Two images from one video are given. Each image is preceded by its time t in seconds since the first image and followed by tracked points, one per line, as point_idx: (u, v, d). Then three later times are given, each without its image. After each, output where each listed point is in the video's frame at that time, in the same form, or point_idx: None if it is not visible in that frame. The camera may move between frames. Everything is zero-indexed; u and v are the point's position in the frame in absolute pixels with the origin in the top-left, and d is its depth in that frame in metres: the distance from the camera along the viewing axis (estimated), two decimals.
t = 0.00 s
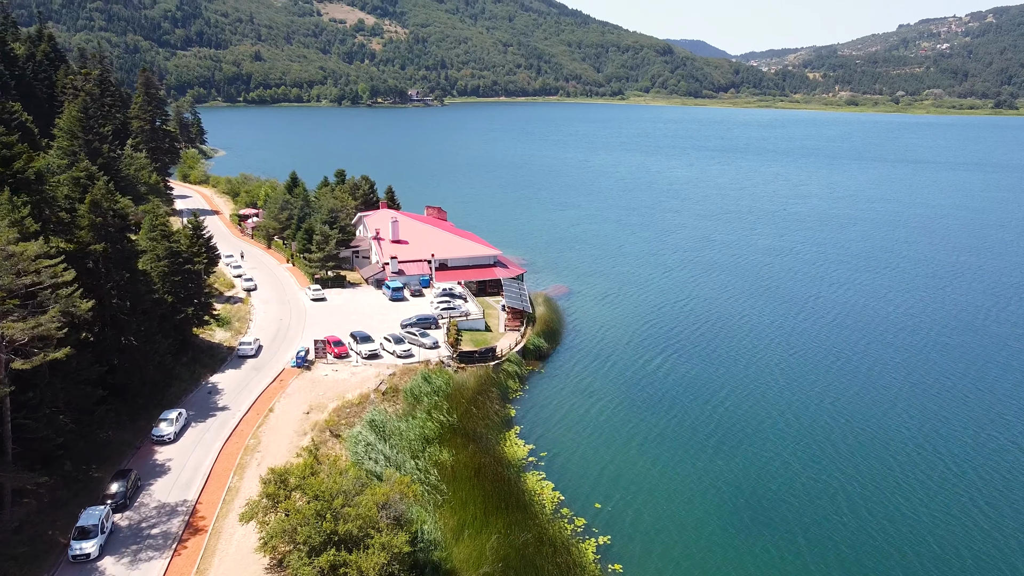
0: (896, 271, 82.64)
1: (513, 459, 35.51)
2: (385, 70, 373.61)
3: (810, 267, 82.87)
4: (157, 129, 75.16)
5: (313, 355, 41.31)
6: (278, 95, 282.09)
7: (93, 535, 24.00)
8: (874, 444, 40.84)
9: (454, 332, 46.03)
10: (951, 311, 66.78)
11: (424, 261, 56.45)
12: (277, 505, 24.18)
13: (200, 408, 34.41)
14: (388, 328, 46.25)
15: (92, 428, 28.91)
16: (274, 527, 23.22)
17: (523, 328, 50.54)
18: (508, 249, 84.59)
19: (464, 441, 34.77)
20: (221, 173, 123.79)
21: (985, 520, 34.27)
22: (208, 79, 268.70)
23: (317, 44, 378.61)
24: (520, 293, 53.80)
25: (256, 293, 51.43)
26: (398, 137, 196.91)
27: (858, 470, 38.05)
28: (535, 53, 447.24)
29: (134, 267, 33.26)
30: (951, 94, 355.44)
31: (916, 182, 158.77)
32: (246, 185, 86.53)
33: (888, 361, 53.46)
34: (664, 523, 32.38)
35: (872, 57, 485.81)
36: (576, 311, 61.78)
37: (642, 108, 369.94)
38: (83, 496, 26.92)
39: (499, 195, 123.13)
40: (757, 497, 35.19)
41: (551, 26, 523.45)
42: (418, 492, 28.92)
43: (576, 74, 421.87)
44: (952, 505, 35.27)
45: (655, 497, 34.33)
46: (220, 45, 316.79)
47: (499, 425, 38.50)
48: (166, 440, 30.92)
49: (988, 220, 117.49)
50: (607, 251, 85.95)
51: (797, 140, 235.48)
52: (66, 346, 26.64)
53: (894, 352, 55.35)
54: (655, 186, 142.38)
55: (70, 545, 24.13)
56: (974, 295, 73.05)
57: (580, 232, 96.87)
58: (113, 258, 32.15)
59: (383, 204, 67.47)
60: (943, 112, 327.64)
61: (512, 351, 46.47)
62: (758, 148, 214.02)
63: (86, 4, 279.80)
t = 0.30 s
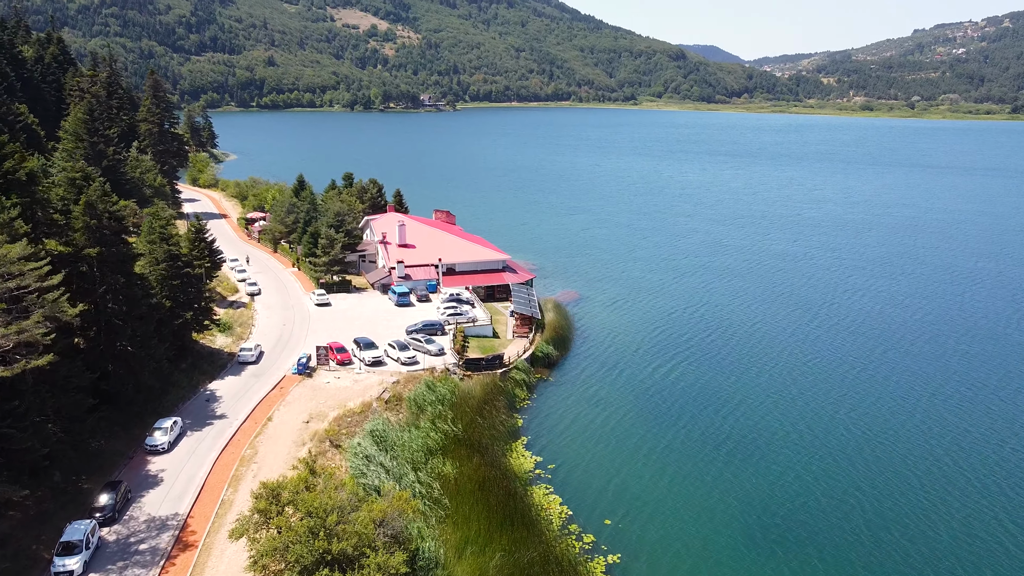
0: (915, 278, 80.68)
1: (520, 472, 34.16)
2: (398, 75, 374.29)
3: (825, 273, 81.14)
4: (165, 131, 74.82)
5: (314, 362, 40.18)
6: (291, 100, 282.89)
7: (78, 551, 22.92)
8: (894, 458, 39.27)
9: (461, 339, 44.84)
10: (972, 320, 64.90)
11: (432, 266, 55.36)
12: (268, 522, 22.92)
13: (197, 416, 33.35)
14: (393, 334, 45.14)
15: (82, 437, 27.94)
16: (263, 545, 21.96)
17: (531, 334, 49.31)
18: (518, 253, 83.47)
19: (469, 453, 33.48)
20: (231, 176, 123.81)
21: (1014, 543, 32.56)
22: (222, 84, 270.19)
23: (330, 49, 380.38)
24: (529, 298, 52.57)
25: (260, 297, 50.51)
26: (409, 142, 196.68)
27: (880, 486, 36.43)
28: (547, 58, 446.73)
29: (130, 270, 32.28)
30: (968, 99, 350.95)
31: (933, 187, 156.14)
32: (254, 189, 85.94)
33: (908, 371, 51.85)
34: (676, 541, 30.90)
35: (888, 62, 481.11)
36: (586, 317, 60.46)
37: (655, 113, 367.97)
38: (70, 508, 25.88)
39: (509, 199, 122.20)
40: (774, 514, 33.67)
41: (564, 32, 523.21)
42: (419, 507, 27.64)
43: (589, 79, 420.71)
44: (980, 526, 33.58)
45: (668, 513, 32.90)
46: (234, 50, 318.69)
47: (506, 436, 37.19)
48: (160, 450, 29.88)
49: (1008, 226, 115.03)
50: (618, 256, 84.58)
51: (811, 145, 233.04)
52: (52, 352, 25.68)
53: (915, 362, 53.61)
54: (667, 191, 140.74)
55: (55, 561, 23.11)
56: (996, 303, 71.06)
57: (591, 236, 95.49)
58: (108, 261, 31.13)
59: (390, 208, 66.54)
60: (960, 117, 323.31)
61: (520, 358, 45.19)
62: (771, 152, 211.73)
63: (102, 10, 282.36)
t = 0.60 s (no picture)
0: (934, 284, 78.72)
1: (526, 486, 32.82)
2: (411, 80, 374.78)
3: (842, 279, 79.40)
4: (174, 133, 74.47)
5: (316, 369, 39.10)
6: (304, 105, 283.49)
7: (60, 568, 21.85)
8: (917, 474, 37.71)
9: (467, 346, 43.59)
10: (994, 328, 63.04)
11: (438, 270, 54.20)
12: (256, 541, 21.71)
13: (193, 424, 32.28)
14: (397, 340, 43.99)
15: (71, 448, 26.92)
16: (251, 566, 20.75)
17: (540, 341, 48.01)
18: (527, 258, 82.28)
19: (473, 465, 32.22)
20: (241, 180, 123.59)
21: None
22: (235, 89, 271.46)
23: (343, 55, 381.94)
24: (538, 304, 51.30)
25: (263, 302, 49.55)
26: (420, 146, 196.25)
27: (902, 504, 34.83)
28: (559, 63, 445.93)
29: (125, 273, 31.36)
30: (984, 104, 346.45)
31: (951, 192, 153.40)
32: (262, 192, 85.36)
33: (929, 381, 50.17)
34: (688, 561, 29.48)
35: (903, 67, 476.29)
36: (596, 323, 59.11)
37: (667, 117, 365.85)
38: (57, 522, 24.89)
39: (520, 203, 121.11)
40: (791, 533, 32.18)
41: (576, 37, 522.66)
42: (418, 524, 26.39)
43: (601, 84, 419.39)
44: (1009, 549, 31.95)
45: (679, 530, 31.47)
46: (248, 55, 320.55)
47: (512, 447, 35.87)
48: (153, 460, 28.86)
49: None
50: (629, 261, 83.15)
51: (825, 150, 230.37)
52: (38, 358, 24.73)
53: (936, 372, 51.91)
54: (679, 196, 139.07)
55: None
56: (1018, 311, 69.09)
57: (602, 241, 94.07)
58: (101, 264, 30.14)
59: (398, 212, 65.56)
60: (977, 122, 318.89)
61: (528, 366, 43.89)
62: (785, 157, 209.41)
63: (118, 16, 284.88)
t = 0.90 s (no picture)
0: (953, 291, 76.76)
1: (531, 500, 31.51)
2: (423, 85, 375.27)
3: (858, 285, 77.56)
4: (182, 135, 74.09)
5: (317, 376, 37.99)
6: (316, 110, 284.05)
7: None
8: (939, 491, 36.12)
9: (473, 354, 42.31)
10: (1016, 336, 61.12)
11: (445, 275, 53.04)
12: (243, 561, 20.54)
13: (188, 434, 31.21)
14: (402, 347, 42.81)
15: (59, 458, 25.91)
16: None
17: (549, 348, 46.68)
18: (537, 262, 81.06)
19: (477, 478, 30.95)
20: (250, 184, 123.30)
21: None
22: (248, 94, 272.72)
23: (355, 60, 383.28)
24: (547, 310, 50.03)
25: (266, 306, 48.58)
26: (431, 151, 195.84)
27: (923, 523, 33.27)
28: (571, 68, 445.28)
29: (118, 277, 30.45)
30: (1001, 109, 341.85)
31: (968, 198, 150.67)
32: (270, 196, 84.72)
33: (951, 391, 48.41)
34: None
35: (918, 72, 471.23)
36: (606, 329, 57.76)
37: (680, 123, 363.72)
38: (40, 537, 23.82)
39: (530, 208, 120.01)
40: (807, 552, 30.67)
41: (589, 42, 521.86)
42: (416, 542, 25.14)
43: (614, 90, 417.92)
44: None
45: (691, 548, 30.04)
46: (261, 61, 322.18)
47: (518, 459, 34.54)
48: (144, 472, 27.81)
49: None
50: (640, 266, 81.70)
51: (840, 154, 227.69)
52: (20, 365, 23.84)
53: (956, 381, 50.20)
54: (692, 201, 137.40)
55: None
56: None
57: (613, 246, 92.70)
58: (93, 267, 29.20)
59: (405, 215, 64.61)
60: (994, 128, 314.40)
61: (536, 374, 42.59)
62: (798, 162, 207.13)
63: (133, 22, 287.17)
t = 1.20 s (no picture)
0: (973, 298, 74.69)
1: (537, 515, 30.18)
2: (435, 91, 375.60)
3: (875, 291, 75.72)
4: (191, 137, 73.75)
5: (318, 384, 36.88)
6: (328, 115, 284.47)
7: None
8: (964, 508, 34.45)
9: (479, 361, 41.06)
10: None
11: (452, 280, 51.89)
12: None
13: (182, 443, 30.16)
14: (406, 354, 41.64)
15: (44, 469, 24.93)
16: None
17: (558, 356, 45.37)
18: (547, 267, 79.82)
19: (481, 492, 29.64)
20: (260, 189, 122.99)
21: None
22: (261, 100, 273.90)
23: (368, 66, 384.60)
24: (556, 316, 48.72)
25: (269, 312, 47.57)
26: (442, 156, 195.35)
27: (947, 543, 31.64)
28: (584, 74, 444.15)
29: (111, 280, 29.53)
30: (1019, 115, 336.89)
31: (987, 203, 147.86)
32: (278, 200, 84.10)
33: (975, 402, 46.62)
34: None
35: (934, 77, 466.14)
36: (617, 336, 56.37)
37: (693, 128, 361.40)
38: (22, 552, 22.79)
39: (540, 212, 118.79)
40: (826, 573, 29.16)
41: (601, 48, 521.00)
42: (414, 561, 23.86)
43: (626, 95, 416.40)
44: None
45: (704, 568, 28.62)
46: (274, 67, 323.69)
47: (524, 471, 33.20)
48: (135, 483, 26.75)
49: None
50: (652, 272, 80.13)
51: (854, 159, 224.92)
52: None
53: (979, 391, 48.38)
54: (705, 205, 135.49)
55: None
56: None
57: (624, 251, 91.21)
58: (86, 271, 28.26)
59: (412, 219, 63.60)
60: (1012, 133, 309.64)
61: (544, 382, 41.25)
62: (812, 167, 204.47)
63: (147, 28, 289.54)
